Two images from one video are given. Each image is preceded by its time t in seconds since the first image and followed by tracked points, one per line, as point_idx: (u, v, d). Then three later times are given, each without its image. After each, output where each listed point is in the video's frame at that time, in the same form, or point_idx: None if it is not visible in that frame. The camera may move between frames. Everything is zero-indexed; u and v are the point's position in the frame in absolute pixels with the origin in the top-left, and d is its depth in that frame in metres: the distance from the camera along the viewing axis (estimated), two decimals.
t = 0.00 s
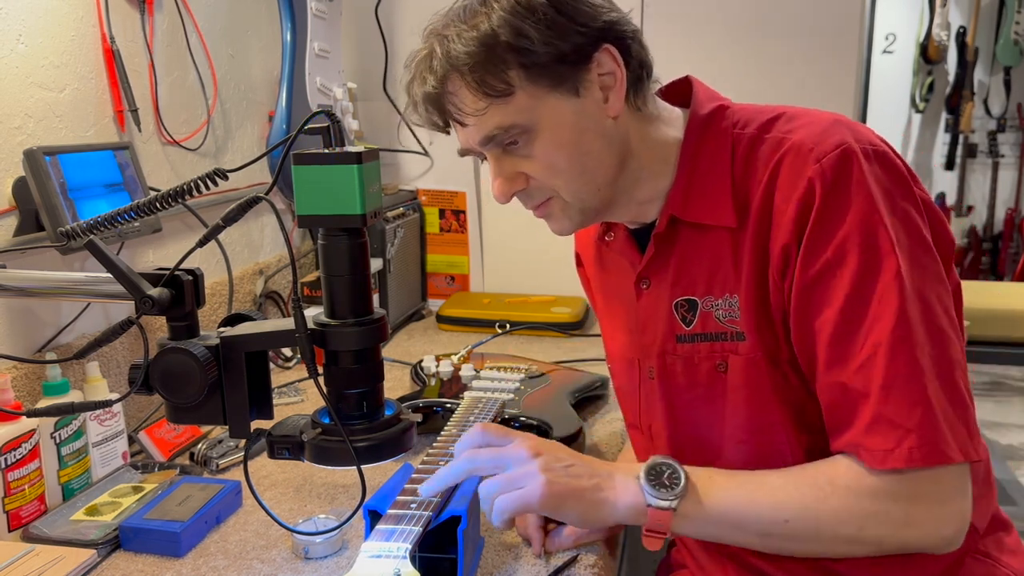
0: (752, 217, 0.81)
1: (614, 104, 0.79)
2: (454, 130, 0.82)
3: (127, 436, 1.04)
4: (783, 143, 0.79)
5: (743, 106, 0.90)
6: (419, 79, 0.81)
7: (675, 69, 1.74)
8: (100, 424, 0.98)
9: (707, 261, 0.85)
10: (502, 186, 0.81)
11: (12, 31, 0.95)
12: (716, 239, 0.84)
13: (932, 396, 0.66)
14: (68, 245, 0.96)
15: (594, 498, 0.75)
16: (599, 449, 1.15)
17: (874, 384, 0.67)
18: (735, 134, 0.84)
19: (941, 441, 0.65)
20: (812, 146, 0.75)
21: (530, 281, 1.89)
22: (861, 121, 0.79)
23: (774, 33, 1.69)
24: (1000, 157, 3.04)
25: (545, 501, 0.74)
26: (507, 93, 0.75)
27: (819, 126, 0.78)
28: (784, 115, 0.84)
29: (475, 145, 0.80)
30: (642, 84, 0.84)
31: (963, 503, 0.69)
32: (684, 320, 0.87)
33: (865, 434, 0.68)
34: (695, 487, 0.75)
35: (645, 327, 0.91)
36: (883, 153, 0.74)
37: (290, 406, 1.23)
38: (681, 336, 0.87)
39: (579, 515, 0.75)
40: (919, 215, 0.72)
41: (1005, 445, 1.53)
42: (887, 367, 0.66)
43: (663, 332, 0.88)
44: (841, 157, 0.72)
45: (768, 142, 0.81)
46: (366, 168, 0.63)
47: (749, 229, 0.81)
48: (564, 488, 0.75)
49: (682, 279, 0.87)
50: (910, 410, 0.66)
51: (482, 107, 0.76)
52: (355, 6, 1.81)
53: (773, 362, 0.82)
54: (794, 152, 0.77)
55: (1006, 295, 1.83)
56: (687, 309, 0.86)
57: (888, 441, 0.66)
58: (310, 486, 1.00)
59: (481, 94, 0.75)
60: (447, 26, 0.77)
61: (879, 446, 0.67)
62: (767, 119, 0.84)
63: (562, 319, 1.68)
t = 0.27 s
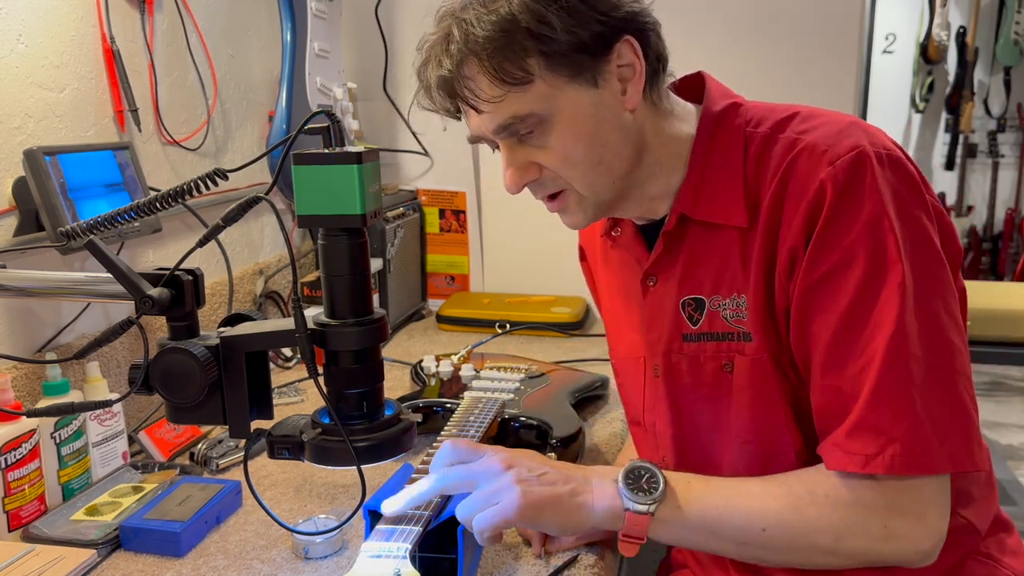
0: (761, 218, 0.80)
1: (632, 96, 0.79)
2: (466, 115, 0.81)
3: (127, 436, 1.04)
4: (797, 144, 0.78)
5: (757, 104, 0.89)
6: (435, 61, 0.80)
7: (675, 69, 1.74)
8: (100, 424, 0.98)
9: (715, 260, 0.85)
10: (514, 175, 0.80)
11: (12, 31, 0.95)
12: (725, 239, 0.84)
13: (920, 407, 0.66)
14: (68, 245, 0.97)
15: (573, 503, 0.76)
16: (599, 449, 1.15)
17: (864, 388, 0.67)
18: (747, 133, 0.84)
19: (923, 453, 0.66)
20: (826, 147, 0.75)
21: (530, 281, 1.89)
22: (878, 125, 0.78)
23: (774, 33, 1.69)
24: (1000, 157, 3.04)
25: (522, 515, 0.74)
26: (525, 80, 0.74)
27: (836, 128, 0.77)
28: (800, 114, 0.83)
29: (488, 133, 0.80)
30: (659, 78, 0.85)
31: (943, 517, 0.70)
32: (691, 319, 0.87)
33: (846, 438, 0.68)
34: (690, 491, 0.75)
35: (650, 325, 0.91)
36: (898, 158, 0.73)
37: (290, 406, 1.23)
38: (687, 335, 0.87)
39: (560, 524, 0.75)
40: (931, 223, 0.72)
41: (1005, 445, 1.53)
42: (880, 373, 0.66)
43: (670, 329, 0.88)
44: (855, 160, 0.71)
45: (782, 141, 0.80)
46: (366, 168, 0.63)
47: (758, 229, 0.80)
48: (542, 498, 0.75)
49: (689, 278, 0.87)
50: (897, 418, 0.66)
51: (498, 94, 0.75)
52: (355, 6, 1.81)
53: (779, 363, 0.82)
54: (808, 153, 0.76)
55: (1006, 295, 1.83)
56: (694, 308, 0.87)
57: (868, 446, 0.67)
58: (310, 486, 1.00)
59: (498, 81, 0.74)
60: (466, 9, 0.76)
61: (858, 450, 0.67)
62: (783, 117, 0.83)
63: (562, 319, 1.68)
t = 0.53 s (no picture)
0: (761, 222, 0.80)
1: (632, 98, 0.79)
2: (465, 118, 0.81)
3: (127, 436, 1.04)
4: (798, 147, 0.78)
5: (758, 106, 0.89)
6: (434, 63, 0.80)
7: (676, 69, 1.74)
8: (100, 424, 0.98)
9: (716, 263, 0.85)
10: (514, 179, 0.80)
11: (12, 32, 0.95)
12: (726, 242, 0.84)
13: (921, 413, 0.67)
14: (68, 245, 0.97)
15: (573, 508, 0.75)
16: (599, 449, 1.15)
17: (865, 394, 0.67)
18: (749, 135, 0.83)
19: (923, 458, 0.66)
20: (828, 151, 0.75)
21: (530, 281, 1.89)
22: (880, 128, 0.77)
23: (774, 33, 1.70)
24: (1000, 157, 3.04)
25: (520, 518, 0.73)
26: (524, 83, 0.75)
27: (838, 131, 0.77)
28: (801, 117, 0.82)
29: (488, 135, 0.80)
30: (659, 80, 0.85)
31: (942, 519, 0.70)
32: (691, 322, 0.87)
33: (846, 444, 0.68)
34: (688, 494, 0.75)
35: (650, 328, 0.91)
36: (900, 162, 0.72)
37: (290, 406, 1.23)
38: (687, 338, 0.87)
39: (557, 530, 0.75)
40: (931, 228, 0.72)
41: (1005, 445, 1.53)
42: (880, 379, 0.66)
43: (670, 332, 0.88)
44: (857, 165, 0.71)
45: (783, 144, 0.80)
46: (367, 168, 0.63)
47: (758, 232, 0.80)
48: (541, 503, 0.74)
49: (689, 280, 0.87)
50: (898, 424, 0.66)
51: (497, 97, 0.75)
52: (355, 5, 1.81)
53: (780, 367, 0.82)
54: (810, 157, 0.76)
55: (1006, 295, 1.83)
56: (694, 311, 0.86)
57: (869, 452, 0.67)
58: (310, 486, 1.00)
59: (497, 84, 0.75)
60: (465, 11, 0.76)
61: (859, 456, 0.68)
62: (785, 120, 0.82)
63: (562, 319, 1.68)
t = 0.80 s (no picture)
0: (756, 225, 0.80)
1: (618, 103, 0.80)
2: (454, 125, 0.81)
3: (127, 436, 1.04)
4: (788, 148, 0.79)
5: (747, 108, 0.89)
6: (420, 70, 0.79)
7: (676, 69, 1.74)
8: (100, 424, 0.98)
9: (709, 266, 0.85)
10: (502, 184, 0.81)
11: (12, 32, 0.95)
12: (719, 245, 0.84)
13: (945, 407, 0.65)
14: (68, 245, 0.97)
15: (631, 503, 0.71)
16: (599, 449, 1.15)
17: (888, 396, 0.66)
18: (738, 138, 0.83)
19: (956, 452, 0.65)
20: (818, 153, 0.75)
21: (530, 281, 1.89)
22: (866, 127, 0.78)
23: (774, 34, 1.70)
24: (1000, 157, 3.04)
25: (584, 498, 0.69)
26: (510, 90, 0.74)
27: (826, 131, 0.77)
28: (789, 119, 0.83)
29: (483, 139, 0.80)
30: (645, 84, 0.85)
31: (982, 506, 0.68)
32: (685, 325, 0.87)
33: (880, 447, 0.67)
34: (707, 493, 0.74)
35: (645, 331, 0.92)
36: (890, 159, 0.73)
37: (289, 406, 1.23)
38: (682, 341, 0.88)
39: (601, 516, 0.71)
40: (926, 224, 0.72)
41: (1005, 445, 1.53)
42: (901, 378, 0.65)
43: (664, 335, 0.89)
44: (848, 164, 0.72)
45: (772, 147, 0.81)
46: (366, 168, 0.63)
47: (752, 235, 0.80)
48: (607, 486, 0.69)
49: (683, 283, 0.87)
50: (925, 421, 0.65)
51: (483, 104, 0.75)
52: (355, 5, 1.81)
53: (775, 369, 0.82)
54: (800, 159, 0.76)
55: (1006, 295, 1.83)
56: (688, 314, 0.87)
57: (903, 453, 0.65)
58: (310, 486, 1.00)
59: (484, 91, 0.74)
60: (450, 20, 0.76)
61: (894, 459, 0.66)
62: (773, 123, 0.83)
63: (562, 319, 1.68)
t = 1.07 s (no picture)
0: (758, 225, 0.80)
1: (606, 106, 0.79)
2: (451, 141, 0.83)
3: (127, 436, 1.04)
4: (788, 148, 0.79)
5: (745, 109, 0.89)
6: (416, 84, 0.82)
7: (676, 68, 1.74)
8: (100, 424, 0.98)
9: (710, 266, 0.85)
10: (497, 195, 0.82)
11: (12, 32, 0.95)
12: (720, 245, 0.84)
13: (954, 401, 0.65)
14: (68, 245, 0.97)
15: (646, 490, 0.72)
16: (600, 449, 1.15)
17: (897, 393, 0.66)
18: (738, 139, 0.84)
19: (966, 446, 0.65)
20: (819, 151, 0.75)
21: (530, 281, 1.89)
22: (864, 127, 0.78)
23: (774, 34, 1.70)
24: (1000, 157, 3.04)
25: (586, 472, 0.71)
26: (495, 101, 0.76)
27: (825, 131, 0.77)
28: (787, 120, 0.83)
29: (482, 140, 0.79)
30: (636, 86, 0.84)
31: (983, 503, 0.68)
32: (687, 325, 0.87)
33: (891, 443, 0.66)
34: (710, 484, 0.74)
35: (647, 332, 0.92)
36: (890, 158, 0.73)
37: (289, 406, 1.23)
38: (684, 341, 0.88)
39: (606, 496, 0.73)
40: (925, 222, 0.72)
41: (1005, 445, 1.53)
42: (909, 375, 0.65)
43: (666, 336, 0.89)
44: (849, 163, 0.72)
45: (772, 147, 0.81)
46: (366, 168, 0.63)
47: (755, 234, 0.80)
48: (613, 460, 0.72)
49: (684, 284, 0.87)
50: (935, 416, 0.65)
51: (471, 116, 0.77)
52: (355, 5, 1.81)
53: (778, 368, 0.82)
54: (800, 158, 0.76)
55: (1006, 295, 1.83)
56: (690, 314, 0.87)
57: (915, 449, 0.65)
58: (310, 486, 1.00)
59: (470, 104, 0.76)
60: (437, 40, 0.78)
61: (906, 454, 0.66)
62: (772, 123, 0.83)
63: (562, 319, 1.68)
